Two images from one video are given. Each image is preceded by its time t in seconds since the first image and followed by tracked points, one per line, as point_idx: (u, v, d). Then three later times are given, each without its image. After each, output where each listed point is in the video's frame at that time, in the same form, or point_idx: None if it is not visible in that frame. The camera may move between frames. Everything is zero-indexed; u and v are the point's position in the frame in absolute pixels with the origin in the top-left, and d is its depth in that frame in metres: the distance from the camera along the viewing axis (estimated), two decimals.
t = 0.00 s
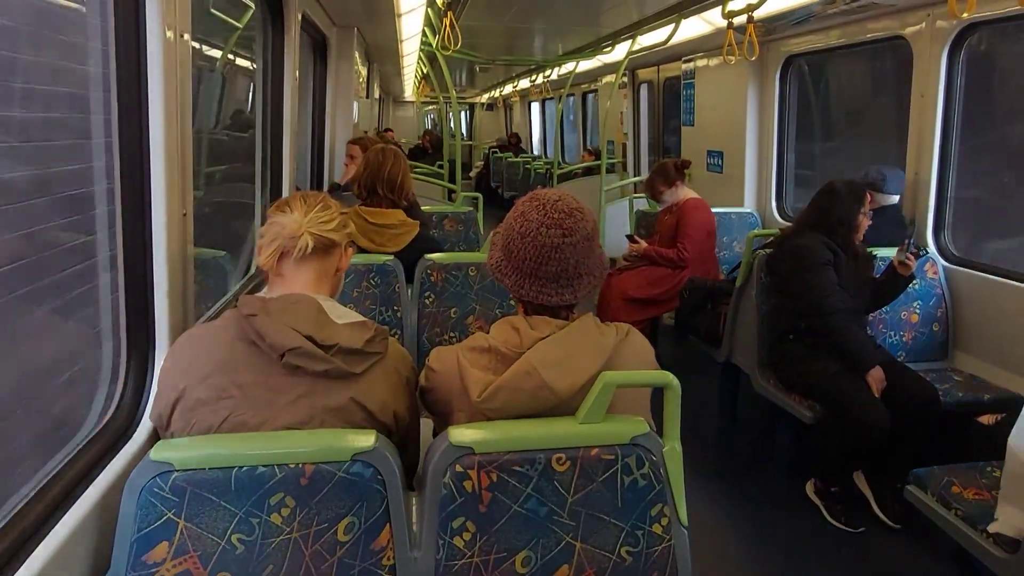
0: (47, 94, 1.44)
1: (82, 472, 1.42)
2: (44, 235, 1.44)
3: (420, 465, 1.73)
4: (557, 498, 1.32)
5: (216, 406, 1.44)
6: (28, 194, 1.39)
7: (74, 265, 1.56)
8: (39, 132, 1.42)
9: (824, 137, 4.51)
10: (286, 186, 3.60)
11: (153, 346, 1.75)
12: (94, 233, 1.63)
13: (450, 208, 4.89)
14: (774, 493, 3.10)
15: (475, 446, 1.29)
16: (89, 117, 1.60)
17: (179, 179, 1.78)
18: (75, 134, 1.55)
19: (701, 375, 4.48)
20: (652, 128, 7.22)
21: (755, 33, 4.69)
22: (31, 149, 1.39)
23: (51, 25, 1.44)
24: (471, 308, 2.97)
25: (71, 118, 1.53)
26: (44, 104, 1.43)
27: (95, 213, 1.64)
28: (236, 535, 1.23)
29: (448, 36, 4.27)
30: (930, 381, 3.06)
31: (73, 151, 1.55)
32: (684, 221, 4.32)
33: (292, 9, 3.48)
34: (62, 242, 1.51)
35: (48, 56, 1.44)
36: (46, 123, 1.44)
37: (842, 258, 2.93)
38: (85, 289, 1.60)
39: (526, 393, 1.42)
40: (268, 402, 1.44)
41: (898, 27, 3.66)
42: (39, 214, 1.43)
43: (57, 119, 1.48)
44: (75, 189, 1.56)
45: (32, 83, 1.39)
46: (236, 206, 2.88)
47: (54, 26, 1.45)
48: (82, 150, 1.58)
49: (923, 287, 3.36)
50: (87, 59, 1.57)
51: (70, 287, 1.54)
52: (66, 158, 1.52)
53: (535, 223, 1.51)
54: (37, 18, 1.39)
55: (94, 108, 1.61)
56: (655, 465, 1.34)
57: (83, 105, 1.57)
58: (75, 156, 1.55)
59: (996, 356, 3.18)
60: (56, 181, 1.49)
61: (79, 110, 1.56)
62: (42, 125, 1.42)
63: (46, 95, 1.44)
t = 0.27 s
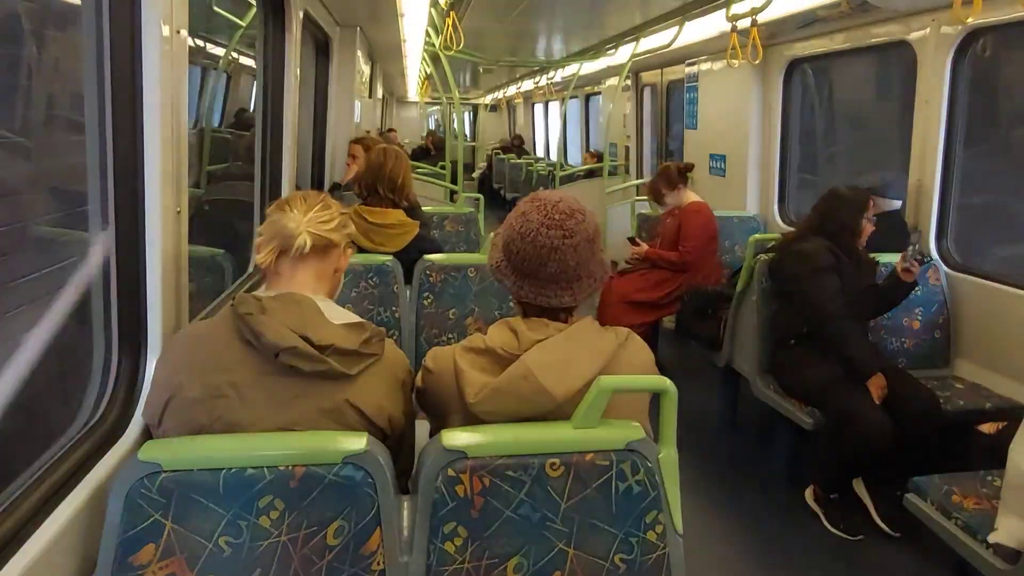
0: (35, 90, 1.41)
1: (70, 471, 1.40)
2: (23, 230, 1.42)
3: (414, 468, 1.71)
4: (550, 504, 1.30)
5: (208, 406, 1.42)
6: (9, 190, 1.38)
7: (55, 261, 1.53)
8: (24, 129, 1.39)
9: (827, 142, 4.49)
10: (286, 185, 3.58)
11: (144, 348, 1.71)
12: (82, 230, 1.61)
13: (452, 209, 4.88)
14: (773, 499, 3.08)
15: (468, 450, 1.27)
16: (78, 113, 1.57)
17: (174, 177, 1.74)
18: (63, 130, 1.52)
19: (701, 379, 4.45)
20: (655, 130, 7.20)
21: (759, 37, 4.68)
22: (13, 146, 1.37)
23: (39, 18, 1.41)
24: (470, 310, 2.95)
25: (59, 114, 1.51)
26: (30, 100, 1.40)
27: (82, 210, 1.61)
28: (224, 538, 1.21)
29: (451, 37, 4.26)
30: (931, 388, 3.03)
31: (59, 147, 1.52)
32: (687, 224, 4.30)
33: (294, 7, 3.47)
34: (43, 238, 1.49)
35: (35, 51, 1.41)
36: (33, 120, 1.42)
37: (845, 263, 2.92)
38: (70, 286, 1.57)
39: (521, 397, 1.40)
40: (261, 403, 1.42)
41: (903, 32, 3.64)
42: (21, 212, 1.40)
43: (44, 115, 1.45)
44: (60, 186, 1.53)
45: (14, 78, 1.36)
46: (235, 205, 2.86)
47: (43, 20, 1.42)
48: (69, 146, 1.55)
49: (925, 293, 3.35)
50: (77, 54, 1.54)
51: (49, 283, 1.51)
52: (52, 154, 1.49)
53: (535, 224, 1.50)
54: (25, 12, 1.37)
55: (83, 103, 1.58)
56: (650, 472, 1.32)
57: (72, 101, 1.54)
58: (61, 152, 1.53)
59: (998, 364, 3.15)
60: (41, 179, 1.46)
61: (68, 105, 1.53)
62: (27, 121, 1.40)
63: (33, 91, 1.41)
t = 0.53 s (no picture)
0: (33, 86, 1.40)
1: (60, 469, 1.39)
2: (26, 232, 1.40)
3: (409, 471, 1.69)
4: (545, 509, 1.28)
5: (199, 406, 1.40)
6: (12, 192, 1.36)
7: (52, 260, 1.52)
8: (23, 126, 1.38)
9: (831, 146, 4.46)
10: (287, 184, 3.57)
11: (137, 343, 1.70)
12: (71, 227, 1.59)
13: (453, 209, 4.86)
14: (772, 505, 3.05)
15: (462, 453, 1.25)
16: (72, 109, 1.55)
17: (168, 174, 1.73)
18: (58, 127, 1.51)
19: (702, 383, 4.43)
20: (659, 133, 7.18)
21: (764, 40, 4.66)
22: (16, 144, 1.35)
23: (36, 13, 1.39)
24: (469, 311, 2.93)
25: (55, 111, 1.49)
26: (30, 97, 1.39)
27: (73, 206, 1.60)
28: (212, 540, 1.19)
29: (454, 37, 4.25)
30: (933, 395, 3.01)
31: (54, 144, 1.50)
32: (690, 227, 4.28)
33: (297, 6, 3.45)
34: (41, 237, 1.47)
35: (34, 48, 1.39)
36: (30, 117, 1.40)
37: (848, 268, 2.89)
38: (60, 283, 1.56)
39: (516, 399, 1.38)
40: (254, 402, 1.40)
41: (908, 36, 3.62)
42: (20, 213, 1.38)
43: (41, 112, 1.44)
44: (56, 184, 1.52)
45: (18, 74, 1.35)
46: (234, 203, 2.85)
47: (40, 14, 1.40)
48: (64, 143, 1.53)
49: (928, 299, 3.33)
50: (71, 49, 1.53)
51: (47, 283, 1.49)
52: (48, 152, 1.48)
53: (536, 224, 1.48)
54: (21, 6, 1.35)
55: (77, 100, 1.56)
56: (646, 477, 1.30)
57: (66, 97, 1.53)
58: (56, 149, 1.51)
59: (1000, 370, 3.13)
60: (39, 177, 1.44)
61: (62, 101, 1.51)
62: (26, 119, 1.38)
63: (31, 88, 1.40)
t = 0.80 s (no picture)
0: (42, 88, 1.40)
1: (64, 468, 1.39)
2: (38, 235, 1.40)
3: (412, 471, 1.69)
4: (549, 510, 1.28)
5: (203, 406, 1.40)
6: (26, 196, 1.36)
7: (61, 262, 1.52)
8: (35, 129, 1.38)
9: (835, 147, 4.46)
10: (290, 184, 3.57)
11: (142, 343, 1.70)
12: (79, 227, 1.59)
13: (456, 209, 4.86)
14: (775, 506, 3.05)
15: (465, 454, 1.25)
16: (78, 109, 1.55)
17: (172, 174, 1.73)
18: (66, 128, 1.51)
19: (705, 384, 4.43)
20: (662, 134, 7.18)
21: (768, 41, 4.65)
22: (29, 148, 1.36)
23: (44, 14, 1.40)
24: (472, 311, 2.93)
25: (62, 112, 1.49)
26: (40, 99, 1.39)
27: (80, 207, 1.59)
28: (216, 539, 1.19)
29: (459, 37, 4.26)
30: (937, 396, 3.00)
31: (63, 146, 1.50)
32: (693, 228, 4.28)
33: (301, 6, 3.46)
34: (52, 240, 1.47)
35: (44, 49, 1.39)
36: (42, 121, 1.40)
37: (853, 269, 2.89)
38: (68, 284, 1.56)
39: (520, 400, 1.38)
40: (257, 402, 1.40)
41: (913, 37, 3.62)
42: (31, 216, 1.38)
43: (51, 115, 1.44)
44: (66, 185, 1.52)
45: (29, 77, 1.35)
46: (238, 203, 2.85)
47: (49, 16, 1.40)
48: (72, 144, 1.53)
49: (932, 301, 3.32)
50: (78, 49, 1.52)
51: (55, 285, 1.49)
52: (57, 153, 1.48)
53: (537, 224, 1.48)
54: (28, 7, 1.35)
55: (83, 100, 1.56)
56: (650, 478, 1.30)
57: (72, 97, 1.52)
58: (65, 150, 1.51)
59: (1004, 372, 3.12)
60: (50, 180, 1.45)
61: (69, 102, 1.51)
62: (37, 121, 1.38)
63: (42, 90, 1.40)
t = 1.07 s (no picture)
0: (56, 89, 1.40)
1: (79, 463, 1.40)
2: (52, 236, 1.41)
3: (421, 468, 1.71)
4: (559, 506, 1.29)
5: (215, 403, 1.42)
6: (44, 197, 1.36)
7: (73, 261, 1.52)
8: (50, 133, 1.38)
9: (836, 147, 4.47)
10: (295, 182, 3.58)
11: (154, 340, 1.72)
12: (93, 227, 1.59)
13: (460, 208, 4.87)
14: (778, 505, 3.06)
15: (477, 450, 1.27)
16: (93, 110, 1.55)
17: (184, 173, 1.75)
18: (80, 129, 1.51)
19: (707, 384, 4.44)
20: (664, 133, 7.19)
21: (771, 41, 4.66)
22: (46, 151, 1.36)
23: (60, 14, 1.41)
24: (478, 309, 2.94)
25: (77, 112, 1.49)
26: (53, 99, 1.38)
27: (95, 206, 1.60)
28: (231, 534, 1.21)
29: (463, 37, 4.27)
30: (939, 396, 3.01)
31: (78, 147, 1.50)
32: (693, 228, 4.29)
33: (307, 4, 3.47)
34: (68, 239, 1.48)
35: (58, 50, 1.39)
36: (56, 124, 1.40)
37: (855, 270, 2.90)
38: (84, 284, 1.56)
39: (529, 397, 1.39)
40: (269, 398, 1.41)
41: (916, 39, 3.63)
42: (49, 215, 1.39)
43: (66, 115, 1.44)
44: (81, 186, 1.52)
45: (42, 79, 1.35)
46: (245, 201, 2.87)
47: (64, 16, 1.41)
48: (87, 145, 1.54)
49: (935, 302, 3.33)
50: (92, 49, 1.52)
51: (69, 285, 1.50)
52: (72, 154, 1.48)
53: (536, 224, 1.49)
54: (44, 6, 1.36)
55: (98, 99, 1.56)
56: (659, 475, 1.31)
57: (87, 98, 1.52)
58: (80, 150, 1.51)
59: (1006, 372, 3.14)
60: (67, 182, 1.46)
61: (84, 102, 1.52)
62: (53, 120, 1.39)
63: (55, 91, 1.40)
